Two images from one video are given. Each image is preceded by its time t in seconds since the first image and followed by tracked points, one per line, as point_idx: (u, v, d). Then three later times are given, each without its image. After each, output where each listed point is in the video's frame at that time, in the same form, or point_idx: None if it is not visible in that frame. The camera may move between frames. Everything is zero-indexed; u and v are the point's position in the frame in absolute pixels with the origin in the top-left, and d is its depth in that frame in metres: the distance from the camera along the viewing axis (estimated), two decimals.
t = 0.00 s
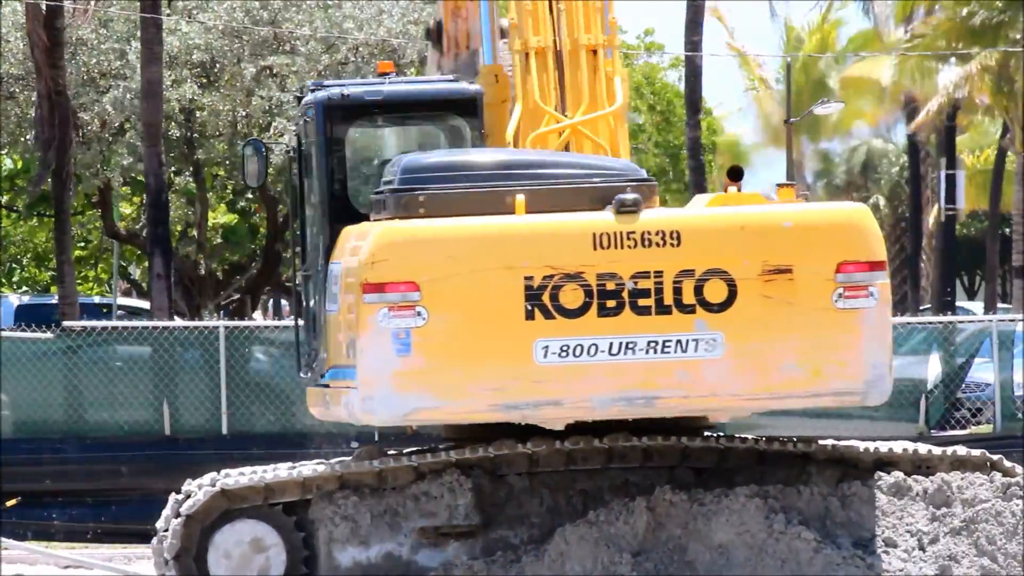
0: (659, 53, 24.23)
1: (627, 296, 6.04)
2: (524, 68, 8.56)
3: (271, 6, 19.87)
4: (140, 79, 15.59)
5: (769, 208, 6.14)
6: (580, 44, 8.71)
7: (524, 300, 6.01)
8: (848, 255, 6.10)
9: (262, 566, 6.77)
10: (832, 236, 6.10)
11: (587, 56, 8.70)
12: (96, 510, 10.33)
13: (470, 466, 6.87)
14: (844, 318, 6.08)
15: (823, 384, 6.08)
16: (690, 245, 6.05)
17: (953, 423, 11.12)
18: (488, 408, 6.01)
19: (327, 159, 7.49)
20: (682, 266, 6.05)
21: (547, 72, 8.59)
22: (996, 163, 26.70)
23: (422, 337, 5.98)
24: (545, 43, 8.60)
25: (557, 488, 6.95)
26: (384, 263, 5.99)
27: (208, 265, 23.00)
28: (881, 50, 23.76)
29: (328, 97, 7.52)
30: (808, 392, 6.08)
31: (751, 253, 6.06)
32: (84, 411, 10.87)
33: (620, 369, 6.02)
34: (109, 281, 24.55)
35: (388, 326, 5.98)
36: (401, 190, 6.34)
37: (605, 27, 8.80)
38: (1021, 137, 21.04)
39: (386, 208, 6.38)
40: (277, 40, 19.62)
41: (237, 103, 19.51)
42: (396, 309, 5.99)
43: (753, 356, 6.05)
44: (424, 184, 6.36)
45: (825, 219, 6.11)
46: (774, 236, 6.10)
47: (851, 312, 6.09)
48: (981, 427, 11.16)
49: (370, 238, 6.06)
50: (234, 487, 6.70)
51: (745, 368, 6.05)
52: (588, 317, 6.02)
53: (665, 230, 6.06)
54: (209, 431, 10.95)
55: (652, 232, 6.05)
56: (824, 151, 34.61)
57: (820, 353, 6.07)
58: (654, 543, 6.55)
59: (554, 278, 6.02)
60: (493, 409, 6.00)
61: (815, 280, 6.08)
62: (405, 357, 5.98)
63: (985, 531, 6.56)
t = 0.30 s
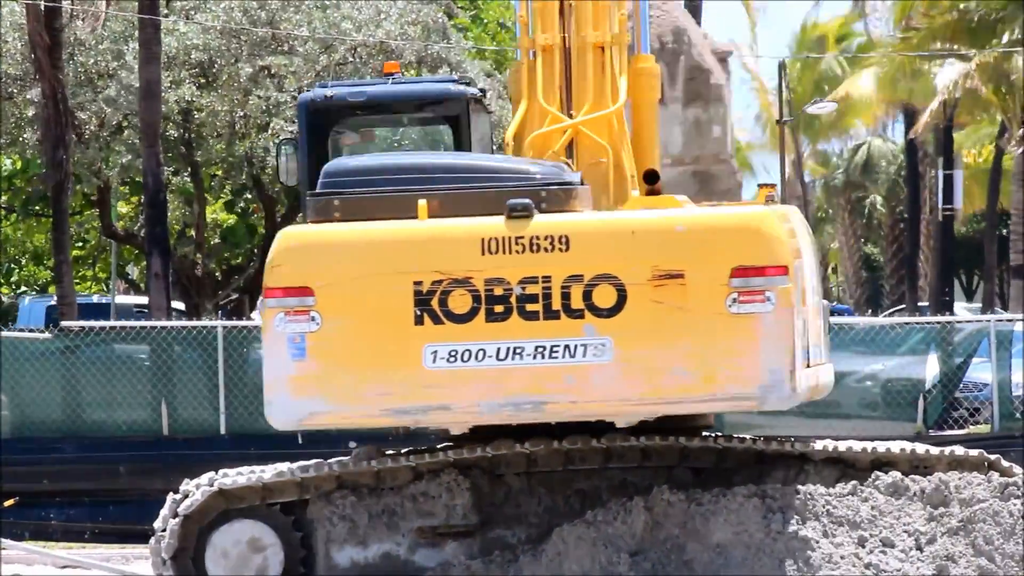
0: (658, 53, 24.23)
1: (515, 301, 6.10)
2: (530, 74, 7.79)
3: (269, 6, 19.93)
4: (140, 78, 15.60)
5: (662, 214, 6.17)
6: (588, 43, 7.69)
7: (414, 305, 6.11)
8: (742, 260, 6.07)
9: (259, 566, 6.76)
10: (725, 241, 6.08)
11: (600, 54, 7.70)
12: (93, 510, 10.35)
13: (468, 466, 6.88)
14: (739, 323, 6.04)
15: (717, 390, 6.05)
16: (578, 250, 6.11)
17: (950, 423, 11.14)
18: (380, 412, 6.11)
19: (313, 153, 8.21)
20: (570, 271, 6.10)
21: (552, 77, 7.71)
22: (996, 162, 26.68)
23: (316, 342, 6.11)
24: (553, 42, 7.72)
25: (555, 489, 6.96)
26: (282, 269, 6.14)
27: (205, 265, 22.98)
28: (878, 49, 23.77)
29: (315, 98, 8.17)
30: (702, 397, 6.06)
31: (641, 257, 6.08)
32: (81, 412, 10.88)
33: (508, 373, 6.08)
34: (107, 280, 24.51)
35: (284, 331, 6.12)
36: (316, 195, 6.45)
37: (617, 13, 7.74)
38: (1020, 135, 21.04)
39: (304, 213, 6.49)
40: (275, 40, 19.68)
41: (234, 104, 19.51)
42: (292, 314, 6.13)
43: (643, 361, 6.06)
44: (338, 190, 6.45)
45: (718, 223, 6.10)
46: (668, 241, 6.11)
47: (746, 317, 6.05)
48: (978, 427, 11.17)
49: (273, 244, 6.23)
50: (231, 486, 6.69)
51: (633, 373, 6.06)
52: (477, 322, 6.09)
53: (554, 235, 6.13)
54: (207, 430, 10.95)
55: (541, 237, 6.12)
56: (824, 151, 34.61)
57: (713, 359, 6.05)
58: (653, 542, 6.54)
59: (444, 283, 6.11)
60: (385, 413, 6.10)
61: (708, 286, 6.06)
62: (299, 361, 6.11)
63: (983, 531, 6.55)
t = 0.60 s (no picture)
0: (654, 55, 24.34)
1: (397, 308, 6.19)
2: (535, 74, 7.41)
3: (267, 8, 20.02)
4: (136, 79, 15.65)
5: (546, 219, 6.18)
6: (589, 43, 7.22)
7: (300, 312, 6.23)
8: (624, 266, 6.08)
9: (256, 567, 6.75)
10: (608, 247, 6.09)
11: (603, 54, 7.24)
12: (88, 511, 10.43)
13: (465, 467, 6.89)
14: (619, 330, 6.08)
15: (597, 397, 6.11)
16: (459, 257, 6.15)
17: (948, 424, 11.15)
18: (271, 419, 6.27)
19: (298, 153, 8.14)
20: (450, 278, 6.16)
21: (554, 78, 7.28)
22: (993, 164, 26.70)
23: (211, 348, 6.31)
24: (555, 42, 7.25)
25: (552, 490, 6.95)
26: (182, 275, 6.35)
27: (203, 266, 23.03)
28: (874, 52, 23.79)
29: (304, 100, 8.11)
30: (582, 403, 6.12)
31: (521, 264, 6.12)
32: (78, 413, 10.83)
33: (390, 380, 6.19)
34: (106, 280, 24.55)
35: (183, 337, 6.34)
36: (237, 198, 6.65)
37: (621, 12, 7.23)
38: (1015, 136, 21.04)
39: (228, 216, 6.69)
40: (272, 43, 19.81)
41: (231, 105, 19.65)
42: (189, 320, 6.34)
43: (523, 367, 6.12)
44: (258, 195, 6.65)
45: (602, 229, 6.11)
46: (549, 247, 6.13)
47: (627, 325, 6.08)
48: (976, 429, 11.17)
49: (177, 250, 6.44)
50: (227, 487, 6.69)
51: (512, 380, 6.13)
52: (359, 329, 6.20)
53: (435, 241, 6.17)
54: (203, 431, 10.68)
55: (422, 244, 6.17)
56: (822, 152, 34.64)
57: (592, 366, 6.10)
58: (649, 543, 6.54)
59: (329, 289, 6.22)
60: (275, 419, 6.27)
61: (588, 292, 6.09)
62: (197, 367, 6.32)
63: (980, 532, 6.52)
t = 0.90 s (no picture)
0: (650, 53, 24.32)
1: (281, 311, 6.41)
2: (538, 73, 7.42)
3: (265, 6, 20.11)
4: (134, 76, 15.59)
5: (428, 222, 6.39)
6: (588, 41, 7.17)
7: (194, 315, 6.47)
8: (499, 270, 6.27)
9: (254, 566, 6.76)
10: (484, 252, 6.29)
11: (601, 51, 7.18)
12: (87, 510, 10.47)
13: (463, 466, 6.88)
14: (492, 333, 6.25)
15: (472, 399, 6.28)
16: (338, 260, 6.39)
17: (945, 423, 11.17)
18: (168, 420, 6.51)
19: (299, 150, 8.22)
20: (330, 282, 6.39)
21: (553, 78, 7.29)
22: (989, 162, 26.79)
23: (117, 350, 6.55)
24: (555, 39, 7.25)
25: (550, 488, 6.93)
26: (91, 278, 6.64)
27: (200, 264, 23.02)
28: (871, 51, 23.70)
29: (303, 98, 8.20)
30: (458, 406, 6.30)
31: (398, 268, 6.33)
32: (76, 412, 10.78)
33: (274, 383, 6.41)
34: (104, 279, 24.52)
35: (91, 339, 6.60)
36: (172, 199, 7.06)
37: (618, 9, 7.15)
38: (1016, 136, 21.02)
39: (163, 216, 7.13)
40: (270, 40, 19.94)
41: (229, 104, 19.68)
42: (97, 322, 6.60)
43: (399, 370, 6.32)
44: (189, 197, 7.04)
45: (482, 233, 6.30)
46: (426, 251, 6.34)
47: (499, 328, 6.25)
48: (973, 427, 11.19)
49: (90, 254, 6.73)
50: (226, 485, 6.68)
51: (389, 382, 6.33)
52: (248, 332, 6.43)
53: (318, 246, 6.41)
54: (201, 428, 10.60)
55: (304, 248, 6.42)
56: (819, 149, 34.71)
57: (466, 369, 6.28)
58: (646, 541, 6.52)
59: (220, 292, 6.46)
60: (172, 421, 6.49)
61: (461, 296, 6.28)
62: (105, 368, 6.57)
63: (977, 530, 6.51)
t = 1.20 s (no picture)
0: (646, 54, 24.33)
1: (174, 317, 6.44)
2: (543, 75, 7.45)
3: (261, 7, 20.32)
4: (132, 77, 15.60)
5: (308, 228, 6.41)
6: (584, 42, 7.13)
7: (102, 320, 6.51)
8: (375, 277, 6.28)
9: (252, 567, 6.77)
10: (365, 257, 6.29)
11: (597, 52, 7.11)
12: (85, 511, 10.48)
13: (460, 467, 6.89)
14: (367, 340, 6.26)
15: (351, 406, 6.28)
16: (226, 266, 6.41)
17: (943, 424, 11.19)
18: (83, 425, 6.56)
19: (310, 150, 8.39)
20: (218, 288, 6.41)
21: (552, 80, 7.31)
22: (985, 163, 26.90)
23: (40, 355, 6.61)
24: (555, 41, 7.27)
25: (548, 489, 6.92)
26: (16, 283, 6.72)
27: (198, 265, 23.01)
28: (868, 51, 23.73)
29: (313, 99, 8.37)
30: (334, 413, 6.31)
31: (279, 275, 6.35)
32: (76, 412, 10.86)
33: (171, 389, 6.44)
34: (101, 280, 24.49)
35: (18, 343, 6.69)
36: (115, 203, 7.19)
37: (611, 9, 7.07)
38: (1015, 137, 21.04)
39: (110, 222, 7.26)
40: (267, 42, 20.14)
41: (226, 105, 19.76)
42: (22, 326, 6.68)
43: (280, 377, 6.34)
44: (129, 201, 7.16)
45: (365, 238, 6.31)
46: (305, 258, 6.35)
47: (373, 335, 6.26)
48: (971, 429, 11.23)
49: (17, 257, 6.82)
50: (223, 486, 6.67)
51: (272, 390, 6.35)
52: (146, 337, 6.46)
53: (207, 252, 6.44)
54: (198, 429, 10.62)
55: (196, 253, 6.44)
56: (816, 151, 34.83)
57: (344, 376, 6.29)
58: (644, 542, 6.52)
59: (123, 298, 6.49)
60: (86, 426, 6.55)
61: (337, 303, 6.30)
62: (31, 373, 6.65)
63: (975, 531, 6.46)
